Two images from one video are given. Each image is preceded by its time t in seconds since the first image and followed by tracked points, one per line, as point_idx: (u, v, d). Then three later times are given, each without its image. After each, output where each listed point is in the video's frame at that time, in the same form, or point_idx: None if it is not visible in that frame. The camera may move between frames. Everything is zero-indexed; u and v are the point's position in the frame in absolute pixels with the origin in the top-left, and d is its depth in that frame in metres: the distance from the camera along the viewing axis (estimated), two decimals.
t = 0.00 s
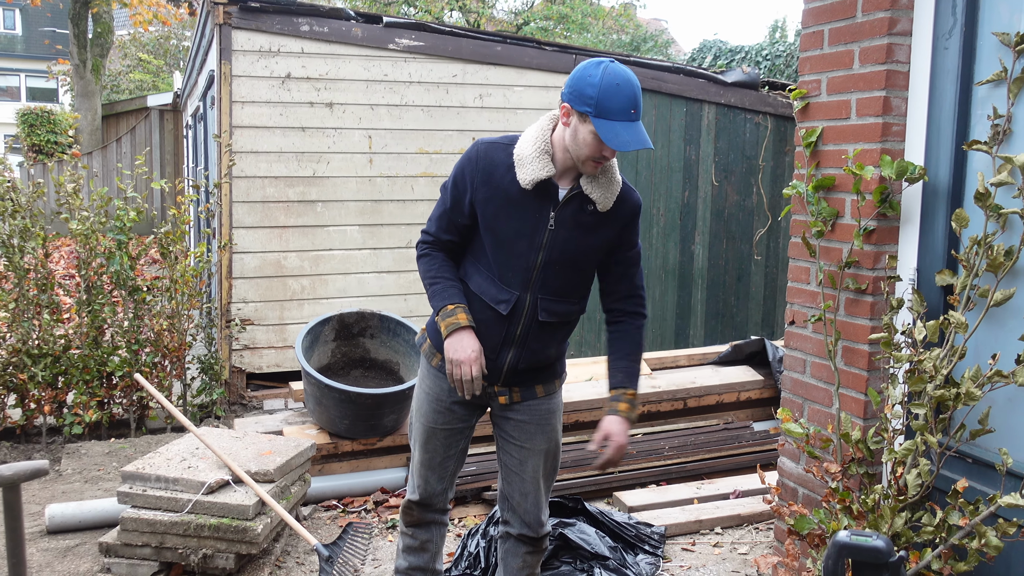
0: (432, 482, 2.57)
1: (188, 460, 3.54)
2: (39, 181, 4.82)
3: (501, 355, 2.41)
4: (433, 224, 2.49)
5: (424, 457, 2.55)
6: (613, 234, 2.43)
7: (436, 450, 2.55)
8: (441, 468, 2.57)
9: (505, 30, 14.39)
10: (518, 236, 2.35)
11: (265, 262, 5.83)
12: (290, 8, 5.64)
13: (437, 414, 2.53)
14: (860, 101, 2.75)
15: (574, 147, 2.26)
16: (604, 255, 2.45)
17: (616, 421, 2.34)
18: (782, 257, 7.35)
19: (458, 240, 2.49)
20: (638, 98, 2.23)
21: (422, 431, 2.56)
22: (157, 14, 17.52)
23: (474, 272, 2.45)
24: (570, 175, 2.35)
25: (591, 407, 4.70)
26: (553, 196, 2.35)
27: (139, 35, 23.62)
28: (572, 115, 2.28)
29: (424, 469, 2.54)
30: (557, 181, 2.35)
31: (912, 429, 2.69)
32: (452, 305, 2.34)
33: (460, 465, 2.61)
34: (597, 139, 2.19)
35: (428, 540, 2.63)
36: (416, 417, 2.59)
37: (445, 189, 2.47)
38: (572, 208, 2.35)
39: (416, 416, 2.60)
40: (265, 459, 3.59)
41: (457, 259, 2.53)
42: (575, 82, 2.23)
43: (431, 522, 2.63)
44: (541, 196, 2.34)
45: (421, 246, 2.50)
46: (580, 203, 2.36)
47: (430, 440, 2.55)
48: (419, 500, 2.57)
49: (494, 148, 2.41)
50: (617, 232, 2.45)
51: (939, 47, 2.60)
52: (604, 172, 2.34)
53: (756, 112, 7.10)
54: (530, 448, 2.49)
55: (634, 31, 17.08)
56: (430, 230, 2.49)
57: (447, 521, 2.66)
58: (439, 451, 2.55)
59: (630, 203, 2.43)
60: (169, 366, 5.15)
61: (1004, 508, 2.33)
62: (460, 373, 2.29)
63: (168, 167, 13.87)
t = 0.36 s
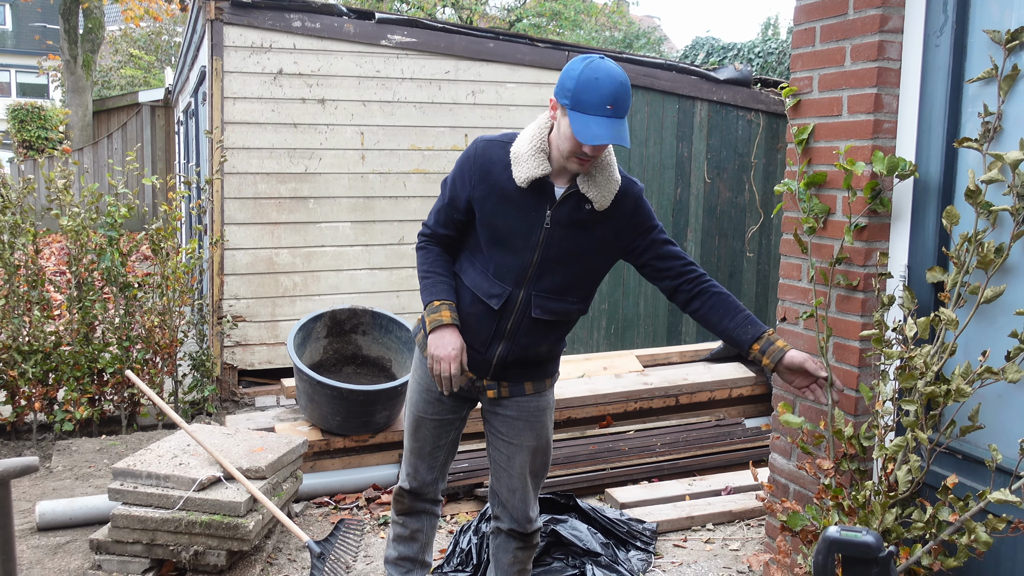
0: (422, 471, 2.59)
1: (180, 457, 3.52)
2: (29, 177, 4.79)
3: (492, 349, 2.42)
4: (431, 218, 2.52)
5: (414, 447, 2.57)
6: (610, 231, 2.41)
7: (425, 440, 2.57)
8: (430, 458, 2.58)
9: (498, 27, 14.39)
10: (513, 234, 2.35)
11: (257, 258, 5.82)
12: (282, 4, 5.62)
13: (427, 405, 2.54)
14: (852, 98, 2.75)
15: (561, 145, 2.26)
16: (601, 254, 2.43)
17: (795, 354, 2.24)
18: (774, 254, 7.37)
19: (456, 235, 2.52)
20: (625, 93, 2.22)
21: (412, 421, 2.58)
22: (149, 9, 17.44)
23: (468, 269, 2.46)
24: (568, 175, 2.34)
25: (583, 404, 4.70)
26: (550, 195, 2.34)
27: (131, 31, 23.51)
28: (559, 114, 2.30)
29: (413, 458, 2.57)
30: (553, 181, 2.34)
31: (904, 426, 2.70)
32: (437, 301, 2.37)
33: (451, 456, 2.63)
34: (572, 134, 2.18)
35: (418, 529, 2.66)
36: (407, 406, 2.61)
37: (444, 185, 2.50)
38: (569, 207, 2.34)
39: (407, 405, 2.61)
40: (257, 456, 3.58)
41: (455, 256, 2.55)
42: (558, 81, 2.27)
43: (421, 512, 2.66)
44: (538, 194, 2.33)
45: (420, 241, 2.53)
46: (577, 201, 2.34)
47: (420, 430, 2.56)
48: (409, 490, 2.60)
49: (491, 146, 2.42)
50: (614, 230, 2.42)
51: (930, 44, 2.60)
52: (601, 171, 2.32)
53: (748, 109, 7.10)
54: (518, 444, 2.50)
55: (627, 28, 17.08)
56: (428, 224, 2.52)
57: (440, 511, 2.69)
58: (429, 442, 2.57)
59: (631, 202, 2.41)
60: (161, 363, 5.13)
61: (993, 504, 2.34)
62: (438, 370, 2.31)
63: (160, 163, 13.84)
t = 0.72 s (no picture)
0: (421, 473, 2.65)
1: (173, 452, 3.52)
2: (20, 171, 4.76)
3: (478, 332, 2.51)
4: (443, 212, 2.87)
5: (414, 448, 2.66)
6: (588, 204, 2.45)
7: (425, 441, 2.64)
8: (429, 460, 2.64)
9: (491, 21, 14.35)
10: (490, 209, 2.54)
11: (250, 253, 5.80)
12: None
13: (427, 406, 2.64)
14: (844, 93, 2.76)
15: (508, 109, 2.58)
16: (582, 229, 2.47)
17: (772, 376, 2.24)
18: (767, 249, 7.39)
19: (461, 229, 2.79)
20: (548, 37, 2.46)
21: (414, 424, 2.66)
22: (140, 3, 17.32)
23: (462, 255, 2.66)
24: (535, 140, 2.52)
25: (577, 398, 4.72)
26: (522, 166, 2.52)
27: (122, 25, 23.38)
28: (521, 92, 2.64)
29: (414, 460, 2.64)
30: (526, 150, 2.55)
31: (896, 420, 2.72)
32: (400, 267, 2.71)
33: (451, 459, 2.67)
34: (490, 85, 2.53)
35: (420, 536, 2.68)
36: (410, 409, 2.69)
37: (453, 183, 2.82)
38: (537, 174, 2.48)
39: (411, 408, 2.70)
40: (251, 450, 3.58)
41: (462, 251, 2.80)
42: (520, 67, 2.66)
43: (420, 519, 2.68)
44: (510, 167, 2.54)
45: (425, 230, 2.86)
46: (545, 168, 2.48)
47: (420, 431, 2.65)
48: (409, 493, 2.65)
49: (479, 135, 2.70)
50: (595, 206, 2.45)
51: (922, 39, 2.61)
52: (564, 134, 2.47)
53: (741, 104, 7.11)
54: (511, 442, 2.53)
55: (620, 22, 17.05)
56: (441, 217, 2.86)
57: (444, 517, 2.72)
58: (428, 443, 2.64)
59: (606, 174, 2.46)
60: (153, 358, 5.12)
61: (987, 497, 2.36)
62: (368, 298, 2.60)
63: (151, 158, 13.78)
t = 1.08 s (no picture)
0: (426, 471, 2.66)
1: (180, 452, 3.53)
2: (25, 172, 4.77)
3: (478, 329, 2.55)
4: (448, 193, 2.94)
5: (421, 445, 2.68)
6: (580, 202, 2.44)
7: (431, 439, 2.67)
8: (435, 458, 2.66)
9: (494, 20, 14.36)
10: (492, 206, 2.58)
11: (254, 253, 5.82)
12: None
13: (433, 402, 2.67)
14: (849, 91, 2.76)
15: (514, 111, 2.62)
16: (577, 227, 2.46)
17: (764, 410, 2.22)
18: (771, 247, 7.38)
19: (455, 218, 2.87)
20: (523, 38, 2.45)
21: (422, 421, 2.69)
22: (144, 4, 17.36)
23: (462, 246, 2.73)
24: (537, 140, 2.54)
25: (582, 397, 4.72)
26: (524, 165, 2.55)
27: (127, 26, 23.44)
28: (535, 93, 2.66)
29: (419, 457, 2.66)
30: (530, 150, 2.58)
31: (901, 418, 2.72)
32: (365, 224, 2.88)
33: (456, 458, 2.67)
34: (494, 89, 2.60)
35: (425, 534, 2.69)
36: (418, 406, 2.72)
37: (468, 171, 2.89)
38: (535, 173, 2.51)
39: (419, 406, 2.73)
40: (256, 450, 3.59)
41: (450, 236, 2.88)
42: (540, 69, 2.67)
43: (424, 518, 2.68)
44: (513, 166, 2.58)
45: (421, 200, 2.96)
46: (542, 168, 2.50)
47: (427, 429, 2.67)
48: (415, 491, 2.67)
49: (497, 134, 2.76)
50: (591, 208, 2.44)
51: (927, 37, 2.61)
52: (561, 133, 2.47)
53: (745, 103, 7.11)
54: (513, 442, 2.54)
55: (622, 21, 17.04)
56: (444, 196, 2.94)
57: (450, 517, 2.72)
58: (434, 441, 2.66)
59: (602, 176, 2.44)
60: (159, 359, 5.14)
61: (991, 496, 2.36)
62: (317, 240, 2.85)
63: (156, 158, 13.84)
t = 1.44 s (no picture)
0: (434, 476, 2.67)
1: (188, 459, 3.53)
2: (35, 181, 4.80)
3: (479, 334, 2.58)
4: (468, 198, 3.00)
5: (428, 450, 2.68)
6: (573, 207, 2.44)
7: (438, 444, 2.67)
8: (442, 463, 2.67)
9: (499, 26, 14.39)
10: (494, 212, 2.61)
11: (261, 260, 5.83)
12: (285, 7, 5.65)
13: (441, 407, 2.68)
14: (856, 96, 2.76)
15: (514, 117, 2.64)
16: (574, 234, 2.45)
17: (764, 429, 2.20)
18: (778, 252, 7.37)
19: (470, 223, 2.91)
20: (518, 47, 2.46)
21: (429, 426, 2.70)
22: (151, 12, 17.45)
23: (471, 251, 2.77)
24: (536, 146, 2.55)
25: (589, 403, 4.72)
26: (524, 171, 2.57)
27: (134, 34, 23.58)
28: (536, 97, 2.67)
29: (426, 462, 2.67)
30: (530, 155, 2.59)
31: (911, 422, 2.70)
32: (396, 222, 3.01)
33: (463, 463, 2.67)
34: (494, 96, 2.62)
35: (434, 540, 2.69)
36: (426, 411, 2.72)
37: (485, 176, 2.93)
38: (533, 179, 2.52)
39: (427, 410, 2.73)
40: (265, 457, 3.60)
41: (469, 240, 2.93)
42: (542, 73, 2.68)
43: (433, 522, 2.69)
44: (514, 172, 2.60)
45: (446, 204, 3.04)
46: (540, 175, 2.51)
47: (434, 434, 2.68)
48: (423, 496, 2.68)
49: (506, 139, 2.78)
50: (588, 213, 2.44)
51: (932, 42, 2.61)
52: (558, 140, 2.47)
53: (750, 107, 7.11)
54: (519, 447, 2.54)
55: (627, 26, 17.07)
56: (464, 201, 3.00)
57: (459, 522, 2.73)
58: (441, 447, 2.66)
59: (595, 181, 2.44)
60: (167, 365, 5.15)
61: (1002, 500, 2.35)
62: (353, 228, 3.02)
63: (163, 166, 13.90)
